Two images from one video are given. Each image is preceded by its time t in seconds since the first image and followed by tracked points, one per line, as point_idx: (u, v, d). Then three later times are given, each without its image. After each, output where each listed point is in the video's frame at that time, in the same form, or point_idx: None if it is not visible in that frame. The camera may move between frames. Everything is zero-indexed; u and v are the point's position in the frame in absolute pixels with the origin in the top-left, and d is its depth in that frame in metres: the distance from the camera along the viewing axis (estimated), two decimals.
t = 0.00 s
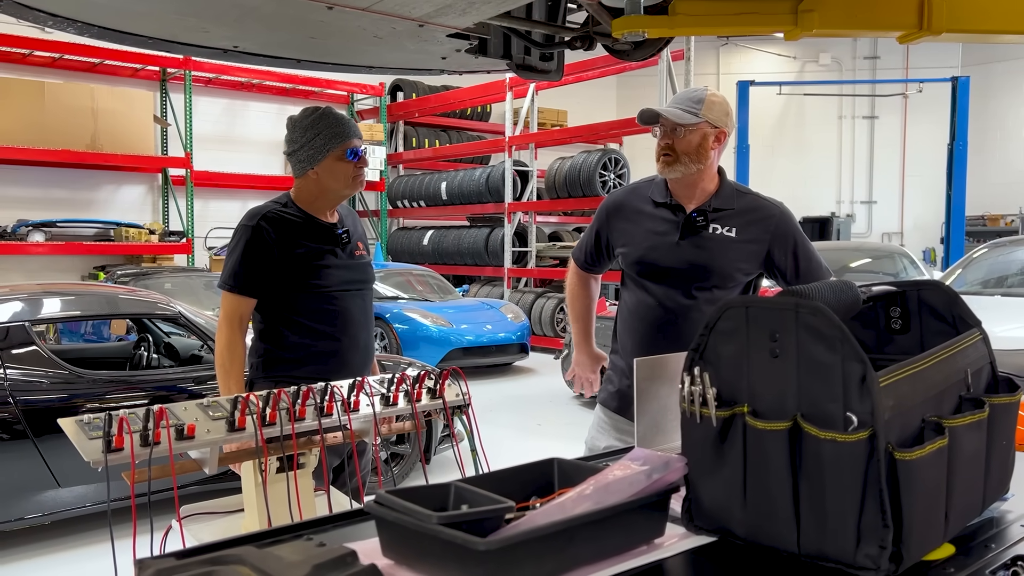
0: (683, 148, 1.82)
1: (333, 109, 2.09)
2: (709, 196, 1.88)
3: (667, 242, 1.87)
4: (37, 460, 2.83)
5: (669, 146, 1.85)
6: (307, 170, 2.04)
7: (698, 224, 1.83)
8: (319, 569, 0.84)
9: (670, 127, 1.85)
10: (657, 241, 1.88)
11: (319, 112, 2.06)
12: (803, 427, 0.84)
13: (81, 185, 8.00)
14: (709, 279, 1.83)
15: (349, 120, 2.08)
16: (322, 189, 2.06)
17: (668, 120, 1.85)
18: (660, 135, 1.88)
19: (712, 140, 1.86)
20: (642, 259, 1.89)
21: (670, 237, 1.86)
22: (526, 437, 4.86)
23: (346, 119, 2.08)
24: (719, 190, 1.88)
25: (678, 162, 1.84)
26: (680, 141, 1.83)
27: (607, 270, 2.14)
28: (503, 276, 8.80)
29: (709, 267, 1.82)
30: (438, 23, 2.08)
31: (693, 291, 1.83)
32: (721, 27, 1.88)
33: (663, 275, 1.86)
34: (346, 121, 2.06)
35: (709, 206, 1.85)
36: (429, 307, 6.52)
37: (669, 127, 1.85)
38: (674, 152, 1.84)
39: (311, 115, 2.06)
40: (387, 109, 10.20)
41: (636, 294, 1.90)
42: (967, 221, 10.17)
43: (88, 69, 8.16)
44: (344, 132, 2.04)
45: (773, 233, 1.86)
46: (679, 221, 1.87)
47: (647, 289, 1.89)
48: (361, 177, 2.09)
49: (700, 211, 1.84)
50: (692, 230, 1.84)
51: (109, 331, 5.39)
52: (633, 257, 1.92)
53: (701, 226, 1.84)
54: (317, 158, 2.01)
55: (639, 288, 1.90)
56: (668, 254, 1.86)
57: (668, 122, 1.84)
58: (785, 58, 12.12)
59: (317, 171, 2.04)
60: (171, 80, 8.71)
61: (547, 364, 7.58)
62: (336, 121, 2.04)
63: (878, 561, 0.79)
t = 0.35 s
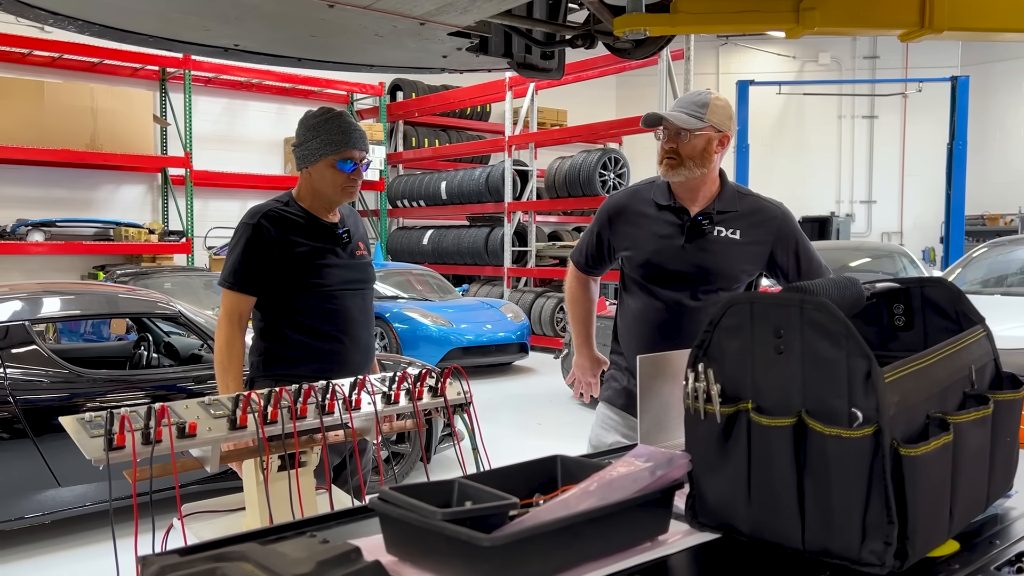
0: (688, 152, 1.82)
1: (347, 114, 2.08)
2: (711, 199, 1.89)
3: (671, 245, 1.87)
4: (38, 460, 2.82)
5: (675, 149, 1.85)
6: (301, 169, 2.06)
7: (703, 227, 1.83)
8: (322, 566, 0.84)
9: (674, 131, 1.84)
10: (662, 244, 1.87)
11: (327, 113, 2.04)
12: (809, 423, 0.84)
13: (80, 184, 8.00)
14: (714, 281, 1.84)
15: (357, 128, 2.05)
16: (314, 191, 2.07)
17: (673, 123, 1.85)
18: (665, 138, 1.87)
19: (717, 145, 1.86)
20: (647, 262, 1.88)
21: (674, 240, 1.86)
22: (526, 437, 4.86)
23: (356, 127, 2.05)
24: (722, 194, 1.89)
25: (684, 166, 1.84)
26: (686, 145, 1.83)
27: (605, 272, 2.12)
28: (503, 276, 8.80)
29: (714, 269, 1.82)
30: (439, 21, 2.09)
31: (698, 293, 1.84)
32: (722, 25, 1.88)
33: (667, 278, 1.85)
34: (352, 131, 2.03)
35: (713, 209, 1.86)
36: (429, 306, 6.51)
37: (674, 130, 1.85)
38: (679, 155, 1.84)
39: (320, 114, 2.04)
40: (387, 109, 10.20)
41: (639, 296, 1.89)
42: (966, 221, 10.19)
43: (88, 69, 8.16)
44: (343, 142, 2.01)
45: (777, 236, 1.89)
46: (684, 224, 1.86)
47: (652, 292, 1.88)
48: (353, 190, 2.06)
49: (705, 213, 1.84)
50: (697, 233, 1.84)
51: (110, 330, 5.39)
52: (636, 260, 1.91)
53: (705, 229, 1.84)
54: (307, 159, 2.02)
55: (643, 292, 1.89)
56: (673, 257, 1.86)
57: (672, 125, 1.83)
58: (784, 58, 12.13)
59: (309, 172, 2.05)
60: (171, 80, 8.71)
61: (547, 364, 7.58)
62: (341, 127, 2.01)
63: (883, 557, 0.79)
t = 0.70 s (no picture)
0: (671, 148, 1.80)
1: (337, 105, 2.09)
2: (683, 196, 1.91)
3: (646, 240, 1.86)
4: (35, 460, 2.82)
5: (659, 145, 1.83)
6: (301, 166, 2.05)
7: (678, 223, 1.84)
8: (319, 566, 0.84)
9: (661, 127, 1.83)
10: (638, 240, 1.85)
11: (315, 109, 2.05)
12: (807, 421, 0.83)
13: (79, 184, 7.99)
14: (688, 276, 1.85)
15: (346, 116, 2.06)
16: (316, 187, 2.06)
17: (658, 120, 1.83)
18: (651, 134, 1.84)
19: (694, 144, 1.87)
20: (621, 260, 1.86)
21: (650, 237, 1.85)
22: (525, 436, 4.86)
23: (344, 115, 2.06)
24: (690, 192, 1.91)
25: (671, 163, 1.83)
26: (670, 142, 1.82)
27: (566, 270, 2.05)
28: (502, 275, 8.81)
29: (688, 265, 1.84)
30: (437, 20, 2.08)
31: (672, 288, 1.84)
32: (721, 24, 1.88)
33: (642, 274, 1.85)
34: (342, 116, 2.04)
35: (684, 205, 1.87)
36: (428, 306, 6.51)
37: (660, 127, 1.83)
38: (663, 151, 1.83)
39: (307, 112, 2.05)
40: (386, 109, 10.20)
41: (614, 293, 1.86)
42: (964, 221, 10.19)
43: (87, 68, 8.16)
44: (334, 128, 2.02)
45: (745, 231, 1.93)
46: (658, 220, 1.85)
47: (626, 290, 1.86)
48: (352, 176, 2.06)
49: (679, 209, 1.85)
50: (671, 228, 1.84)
51: (108, 330, 5.40)
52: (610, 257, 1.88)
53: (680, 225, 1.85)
54: (304, 152, 2.02)
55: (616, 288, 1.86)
56: (648, 253, 1.85)
57: (663, 124, 1.81)
58: (783, 57, 12.12)
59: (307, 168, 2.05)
60: (170, 79, 8.71)
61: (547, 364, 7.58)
62: (328, 116, 2.02)
63: (880, 556, 0.79)
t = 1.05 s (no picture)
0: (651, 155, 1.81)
1: (341, 111, 2.10)
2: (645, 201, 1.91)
3: (614, 247, 1.85)
4: (34, 461, 2.82)
5: (639, 151, 1.84)
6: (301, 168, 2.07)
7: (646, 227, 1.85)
8: (318, 569, 0.84)
9: (644, 132, 1.84)
10: (607, 246, 1.84)
11: (317, 111, 2.07)
12: (804, 425, 0.83)
13: (78, 184, 8.00)
14: (655, 280, 1.86)
15: (347, 120, 2.07)
16: (312, 189, 2.07)
17: (641, 127, 1.84)
18: (632, 139, 1.85)
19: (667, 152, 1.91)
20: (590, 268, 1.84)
21: (618, 242, 1.84)
22: (524, 437, 4.86)
23: (345, 120, 2.07)
24: (651, 196, 1.92)
25: (649, 168, 1.85)
26: (649, 150, 1.83)
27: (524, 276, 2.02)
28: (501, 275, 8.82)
29: (657, 268, 1.86)
30: (436, 21, 2.09)
31: (641, 293, 1.85)
32: (720, 26, 1.88)
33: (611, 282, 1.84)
34: (342, 122, 2.04)
35: (646, 211, 1.88)
36: (427, 306, 6.51)
37: (642, 134, 1.84)
38: (640, 158, 1.84)
39: (308, 114, 2.06)
40: (385, 109, 10.23)
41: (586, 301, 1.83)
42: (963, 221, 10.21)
43: (86, 68, 8.16)
44: (331, 131, 2.02)
45: (703, 232, 1.97)
46: (625, 224, 1.85)
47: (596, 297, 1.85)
48: (348, 180, 2.06)
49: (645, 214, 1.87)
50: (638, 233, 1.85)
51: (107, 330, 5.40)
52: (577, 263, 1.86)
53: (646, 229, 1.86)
54: (303, 155, 2.04)
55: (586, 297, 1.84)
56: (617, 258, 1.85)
57: (645, 131, 1.83)
58: (782, 58, 12.14)
59: (307, 171, 2.07)
60: (169, 79, 8.71)
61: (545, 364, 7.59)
62: (327, 120, 2.03)
63: (879, 559, 0.79)
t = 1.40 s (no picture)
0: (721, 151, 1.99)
1: (355, 116, 2.08)
2: (706, 202, 2.09)
3: (683, 242, 2.01)
4: (29, 462, 2.83)
5: (710, 148, 2.02)
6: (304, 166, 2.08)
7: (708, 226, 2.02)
8: (305, 572, 0.85)
9: (712, 132, 2.03)
10: (674, 243, 2.00)
11: (332, 115, 2.06)
12: (786, 431, 0.84)
13: (74, 183, 8.00)
14: (722, 274, 2.03)
15: (356, 127, 2.04)
16: (313, 188, 2.08)
17: (710, 127, 2.03)
18: (704, 138, 2.03)
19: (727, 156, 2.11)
20: (659, 260, 1.98)
21: (684, 239, 2.01)
22: (519, 436, 4.88)
23: (356, 126, 2.04)
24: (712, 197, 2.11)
25: (715, 165, 2.02)
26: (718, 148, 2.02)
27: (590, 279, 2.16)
28: (497, 275, 8.83)
29: (718, 264, 2.02)
30: (429, 24, 2.10)
31: (710, 286, 2.00)
32: (712, 30, 1.89)
33: (679, 274, 1.98)
34: (352, 128, 2.03)
35: (710, 210, 2.06)
36: (423, 306, 6.51)
37: (710, 133, 2.03)
38: (710, 155, 2.02)
39: (322, 116, 2.06)
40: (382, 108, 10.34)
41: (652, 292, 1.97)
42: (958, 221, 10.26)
43: (81, 67, 8.16)
44: (335, 136, 2.00)
45: (756, 235, 2.16)
46: (689, 223, 2.03)
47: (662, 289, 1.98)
48: (348, 187, 2.04)
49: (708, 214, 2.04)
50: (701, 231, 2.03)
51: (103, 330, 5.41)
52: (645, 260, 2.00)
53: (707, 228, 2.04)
54: (304, 155, 2.05)
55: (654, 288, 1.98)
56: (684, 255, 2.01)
57: (709, 130, 2.02)
58: (778, 58, 12.16)
59: (309, 170, 2.08)
60: (165, 78, 8.71)
61: (542, 363, 7.62)
62: (336, 125, 2.02)
63: (858, 564, 0.80)
